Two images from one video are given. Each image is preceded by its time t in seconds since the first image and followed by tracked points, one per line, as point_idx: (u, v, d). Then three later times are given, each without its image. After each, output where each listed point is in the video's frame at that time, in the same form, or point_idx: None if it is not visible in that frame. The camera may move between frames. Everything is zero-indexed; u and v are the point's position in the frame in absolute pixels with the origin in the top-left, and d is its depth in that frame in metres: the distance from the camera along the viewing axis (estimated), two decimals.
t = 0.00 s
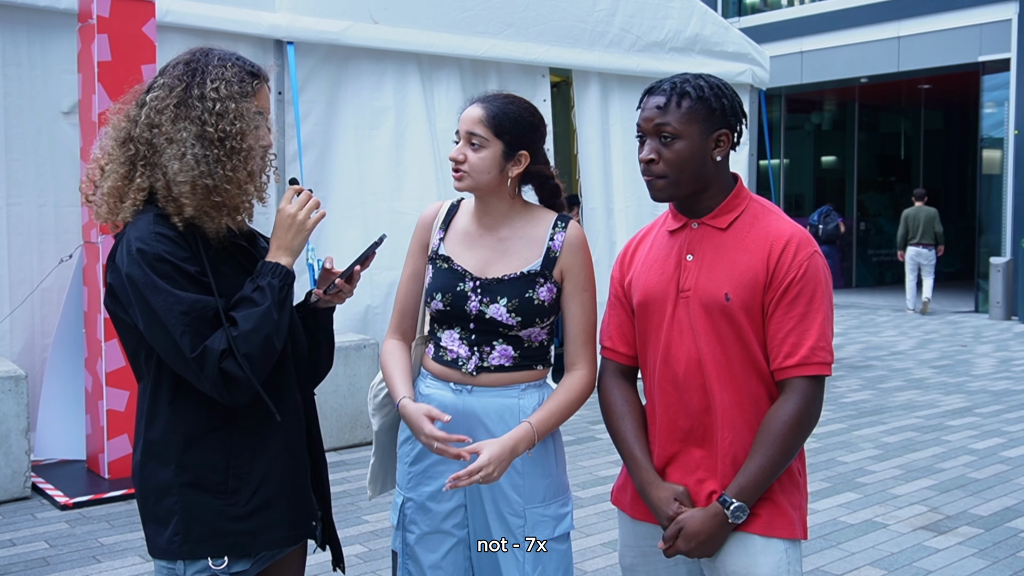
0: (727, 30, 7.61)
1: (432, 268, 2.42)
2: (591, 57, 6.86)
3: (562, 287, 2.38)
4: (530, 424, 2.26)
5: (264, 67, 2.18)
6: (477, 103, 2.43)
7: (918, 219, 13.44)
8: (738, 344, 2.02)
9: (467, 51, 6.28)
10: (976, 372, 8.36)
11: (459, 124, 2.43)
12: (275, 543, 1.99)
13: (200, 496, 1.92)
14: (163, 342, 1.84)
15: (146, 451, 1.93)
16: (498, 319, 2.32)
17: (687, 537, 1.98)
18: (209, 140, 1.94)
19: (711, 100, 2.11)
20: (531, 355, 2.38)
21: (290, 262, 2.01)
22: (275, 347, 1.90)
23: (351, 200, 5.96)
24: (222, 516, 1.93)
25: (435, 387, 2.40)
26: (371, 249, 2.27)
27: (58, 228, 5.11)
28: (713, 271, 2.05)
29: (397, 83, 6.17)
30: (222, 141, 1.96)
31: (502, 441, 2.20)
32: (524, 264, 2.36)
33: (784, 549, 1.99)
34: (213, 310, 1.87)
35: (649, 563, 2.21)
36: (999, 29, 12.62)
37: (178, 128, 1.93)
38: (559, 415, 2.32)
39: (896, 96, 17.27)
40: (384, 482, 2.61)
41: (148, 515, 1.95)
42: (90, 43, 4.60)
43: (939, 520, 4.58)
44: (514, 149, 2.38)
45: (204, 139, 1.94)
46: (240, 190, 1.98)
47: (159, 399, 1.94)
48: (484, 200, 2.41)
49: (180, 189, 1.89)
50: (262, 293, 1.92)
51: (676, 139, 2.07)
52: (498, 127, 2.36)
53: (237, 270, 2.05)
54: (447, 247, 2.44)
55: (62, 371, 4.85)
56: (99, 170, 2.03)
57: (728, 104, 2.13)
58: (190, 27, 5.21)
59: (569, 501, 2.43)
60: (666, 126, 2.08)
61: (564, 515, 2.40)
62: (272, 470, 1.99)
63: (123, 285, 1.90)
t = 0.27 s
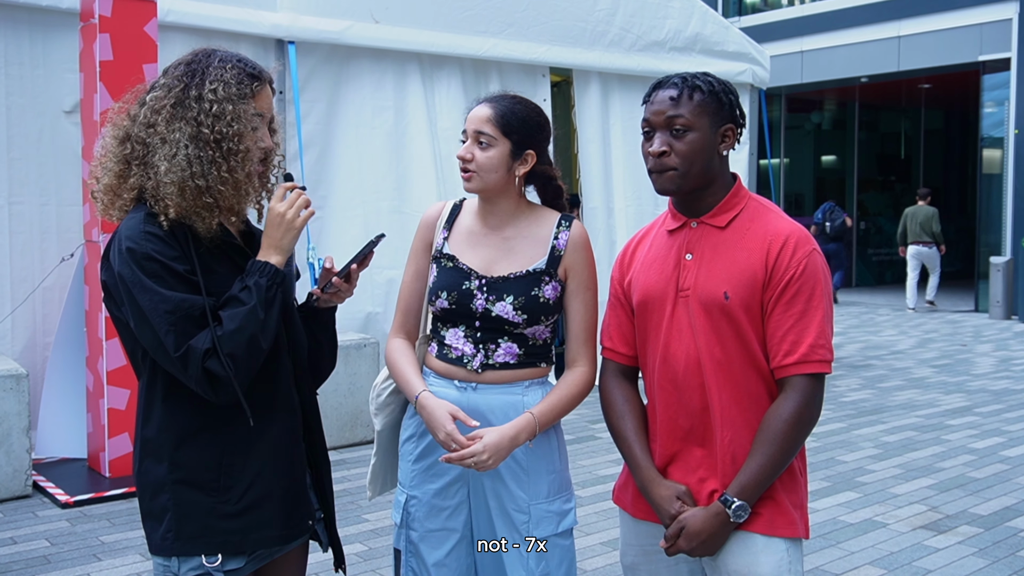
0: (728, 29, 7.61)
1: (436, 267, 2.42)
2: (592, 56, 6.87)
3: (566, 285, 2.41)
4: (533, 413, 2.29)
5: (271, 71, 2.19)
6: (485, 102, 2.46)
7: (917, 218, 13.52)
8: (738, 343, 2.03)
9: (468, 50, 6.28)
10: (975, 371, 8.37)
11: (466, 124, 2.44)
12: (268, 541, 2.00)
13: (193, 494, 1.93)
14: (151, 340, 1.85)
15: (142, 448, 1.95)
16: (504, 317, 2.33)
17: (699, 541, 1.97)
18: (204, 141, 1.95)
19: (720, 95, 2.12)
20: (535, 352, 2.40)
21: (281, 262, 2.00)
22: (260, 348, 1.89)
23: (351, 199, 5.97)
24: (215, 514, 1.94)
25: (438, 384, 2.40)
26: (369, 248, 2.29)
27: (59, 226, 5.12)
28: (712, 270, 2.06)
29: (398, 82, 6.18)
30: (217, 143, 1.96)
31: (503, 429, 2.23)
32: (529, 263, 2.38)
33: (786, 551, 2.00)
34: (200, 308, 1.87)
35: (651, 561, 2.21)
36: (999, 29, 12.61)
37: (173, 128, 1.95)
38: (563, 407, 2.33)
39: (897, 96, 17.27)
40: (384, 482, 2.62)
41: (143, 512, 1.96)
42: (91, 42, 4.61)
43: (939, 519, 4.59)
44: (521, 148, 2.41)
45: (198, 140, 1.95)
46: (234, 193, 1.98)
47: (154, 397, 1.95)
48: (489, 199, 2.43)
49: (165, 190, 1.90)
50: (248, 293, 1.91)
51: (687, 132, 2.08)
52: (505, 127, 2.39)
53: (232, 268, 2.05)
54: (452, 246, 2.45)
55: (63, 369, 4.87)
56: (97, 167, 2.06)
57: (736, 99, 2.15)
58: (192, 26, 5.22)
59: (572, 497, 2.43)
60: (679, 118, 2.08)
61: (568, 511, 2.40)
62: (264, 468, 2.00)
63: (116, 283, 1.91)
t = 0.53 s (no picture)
0: (728, 30, 7.62)
1: (438, 266, 2.43)
2: (593, 56, 6.87)
3: (567, 284, 2.42)
4: (534, 415, 2.30)
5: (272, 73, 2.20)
6: (488, 103, 2.46)
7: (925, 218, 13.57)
8: (738, 341, 2.04)
9: (469, 50, 6.29)
10: (974, 371, 8.38)
11: (469, 124, 2.44)
12: (259, 540, 2.00)
13: (186, 492, 1.93)
14: (147, 338, 1.86)
15: (137, 446, 1.96)
16: (505, 315, 2.34)
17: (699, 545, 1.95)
18: (203, 143, 1.95)
19: (722, 93, 2.14)
20: (536, 351, 2.41)
21: (271, 260, 2.01)
22: (254, 345, 1.90)
23: (351, 199, 5.98)
24: (207, 512, 1.95)
25: (439, 382, 2.41)
26: (368, 248, 2.29)
27: (60, 226, 5.12)
28: (712, 269, 2.07)
29: (399, 82, 6.19)
30: (217, 145, 1.97)
31: (506, 430, 2.24)
32: (529, 262, 2.38)
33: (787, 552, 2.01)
34: (194, 307, 1.88)
35: (651, 561, 2.22)
36: (999, 29, 12.62)
37: (172, 131, 1.96)
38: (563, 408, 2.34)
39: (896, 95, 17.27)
40: (384, 482, 2.62)
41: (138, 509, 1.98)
42: (93, 41, 4.61)
43: (938, 519, 4.60)
44: (526, 149, 2.43)
45: (197, 143, 1.95)
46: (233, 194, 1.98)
47: (149, 395, 1.96)
48: (492, 199, 2.43)
49: (160, 193, 1.90)
50: (242, 292, 1.92)
51: (691, 128, 2.09)
52: (511, 129, 2.40)
53: (228, 267, 2.05)
54: (452, 246, 2.45)
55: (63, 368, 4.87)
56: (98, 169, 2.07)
57: (736, 98, 2.17)
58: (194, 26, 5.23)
59: (573, 494, 2.44)
60: (682, 114, 2.09)
61: (568, 509, 2.41)
62: (258, 467, 2.00)
63: (113, 282, 1.92)
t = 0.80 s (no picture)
0: (728, 31, 7.63)
1: (438, 266, 2.43)
2: (593, 57, 6.88)
3: (565, 282, 2.43)
4: (535, 412, 2.29)
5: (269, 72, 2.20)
6: (493, 102, 2.47)
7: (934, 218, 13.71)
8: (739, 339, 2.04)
9: (469, 51, 6.30)
10: (974, 372, 8.39)
11: (474, 121, 2.44)
12: (255, 539, 2.01)
13: (183, 490, 1.94)
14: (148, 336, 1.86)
15: (135, 444, 1.96)
16: (505, 314, 2.35)
17: (657, 533, 1.97)
18: (206, 145, 1.96)
19: (718, 94, 2.15)
20: (535, 350, 2.42)
21: (272, 260, 2.02)
22: (258, 343, 1.91)
23: (352, 199, 5.99)
24: (203, 511, 1.95)
25: (439, 382, 2.42)
26: (368, 248, 2.29)
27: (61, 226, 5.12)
28: (711, 267, 2.08)
29: (399, 83, 6.20)
30: (220, 146, 1.97)
31: (507, 428, 2.22)
32: (529, 261, 2.39)
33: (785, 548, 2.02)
34: (197, 305, 1.88)
35: (650, 561, 2.23)
36: (998, 30, 12.64)
37: (174, 133, 1.95)
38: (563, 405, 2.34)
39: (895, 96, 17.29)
40: (384, 482, 2.63)
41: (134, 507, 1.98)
42: (93, 41, 4.61)
43: (937, 519, 4.61)
44: (531, 149, 2.45)
45: (200, 144, 1.96)
46: (236, 194, 1.99)
47: (147, 393, 1.96)
48: (495, 198, 2.44)
49: (163, 195, 1.89)
50: (244, 290, 1.93)
51: (688, 127, 2.10)
52: (519, 128, 2.42)
53: (228, 267, 2.05)
54: (453, 245, 2.46)
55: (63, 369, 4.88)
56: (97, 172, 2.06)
57: (731, 99, 2.18)
58: (195, 26, 5.23)
59: (572, 494, 2.45)
60: (680, 113, 2.10)
61: (568, 508, 2.42)
62: (255, 465, 2.01)
63: (113, 281, 1.92)
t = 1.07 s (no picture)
0: (727, 32, 7.64)
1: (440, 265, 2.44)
2: (591, 58, 6.89)
3: (567, 282, 2.43)
4: (530, 411, 2.30)
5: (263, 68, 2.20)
6: (491, 102, 2.48)
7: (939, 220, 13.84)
8: (738, 341, 2.05)
9: (468, 52, 6.31)
10: (973, 373, 8.39)
11: (473, 121, 2.45)
12: (258, 538, 2.02)
13: (186, 490, 1.95)
14: (153, 336, 1.86)
15: (136, 444, 1.96)
16: (506, 314, 2.37)
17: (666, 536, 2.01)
18: (217, 148, 1.98)
19: (709, 95, 2.17)
20: (536, 350, 2.43)
21: (277, 259, 2.04)
22: (264, 341, 1.93)
23: (351, 200, 6.00)
24: (206, 511, 1.96)
25: (440, 383, 2.43)
26: (367, 248, 2.29)
27: (60, 227, 5.14)
28: (710, 268, 2.08)
29: (398, 84, 6.21)
30: (230, 148, 2.00)
31: (502, 425, 2.23)
32: (530, 261, 2.40)
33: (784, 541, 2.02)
34: (203, 305, 1.89)
35: (648, 561, 2.24)
36: (997, 31, 12.64)
37: (183, 138, 1.96)
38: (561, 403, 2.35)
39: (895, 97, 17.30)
40: (381, 483, 2.64)
41: (135, 508, 1.98)
42: (93, 42, 4.62)
43: (935, 520, 4.62)
44: (529, 149, 2.46)
45: (211, 148, 1.98)
46: (244, 194, 2.03)
47: (149, 393, 1.97)
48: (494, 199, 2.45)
49: (179, 201, 1.91)
50: (250, 289, 1.95)
51: (681, 128, 2.11)
52: (517, 128, 2.43)
53: (231, 268, 2.07)
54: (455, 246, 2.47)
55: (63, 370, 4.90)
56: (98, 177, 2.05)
57: (723, 100, 2.20)
58: (193, 28, 5.24)
59: (572, 495, 2.46)
60: (672, 115, 2.11)
61: (567, 509, 2.43)
62: (257, 465, 2.02)
63: (116, 281, 1.93)
